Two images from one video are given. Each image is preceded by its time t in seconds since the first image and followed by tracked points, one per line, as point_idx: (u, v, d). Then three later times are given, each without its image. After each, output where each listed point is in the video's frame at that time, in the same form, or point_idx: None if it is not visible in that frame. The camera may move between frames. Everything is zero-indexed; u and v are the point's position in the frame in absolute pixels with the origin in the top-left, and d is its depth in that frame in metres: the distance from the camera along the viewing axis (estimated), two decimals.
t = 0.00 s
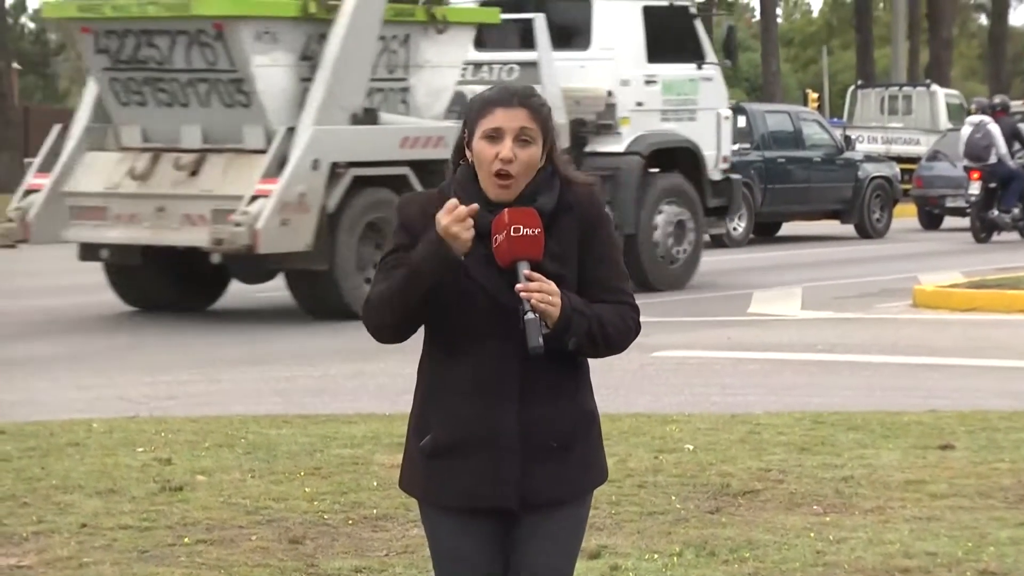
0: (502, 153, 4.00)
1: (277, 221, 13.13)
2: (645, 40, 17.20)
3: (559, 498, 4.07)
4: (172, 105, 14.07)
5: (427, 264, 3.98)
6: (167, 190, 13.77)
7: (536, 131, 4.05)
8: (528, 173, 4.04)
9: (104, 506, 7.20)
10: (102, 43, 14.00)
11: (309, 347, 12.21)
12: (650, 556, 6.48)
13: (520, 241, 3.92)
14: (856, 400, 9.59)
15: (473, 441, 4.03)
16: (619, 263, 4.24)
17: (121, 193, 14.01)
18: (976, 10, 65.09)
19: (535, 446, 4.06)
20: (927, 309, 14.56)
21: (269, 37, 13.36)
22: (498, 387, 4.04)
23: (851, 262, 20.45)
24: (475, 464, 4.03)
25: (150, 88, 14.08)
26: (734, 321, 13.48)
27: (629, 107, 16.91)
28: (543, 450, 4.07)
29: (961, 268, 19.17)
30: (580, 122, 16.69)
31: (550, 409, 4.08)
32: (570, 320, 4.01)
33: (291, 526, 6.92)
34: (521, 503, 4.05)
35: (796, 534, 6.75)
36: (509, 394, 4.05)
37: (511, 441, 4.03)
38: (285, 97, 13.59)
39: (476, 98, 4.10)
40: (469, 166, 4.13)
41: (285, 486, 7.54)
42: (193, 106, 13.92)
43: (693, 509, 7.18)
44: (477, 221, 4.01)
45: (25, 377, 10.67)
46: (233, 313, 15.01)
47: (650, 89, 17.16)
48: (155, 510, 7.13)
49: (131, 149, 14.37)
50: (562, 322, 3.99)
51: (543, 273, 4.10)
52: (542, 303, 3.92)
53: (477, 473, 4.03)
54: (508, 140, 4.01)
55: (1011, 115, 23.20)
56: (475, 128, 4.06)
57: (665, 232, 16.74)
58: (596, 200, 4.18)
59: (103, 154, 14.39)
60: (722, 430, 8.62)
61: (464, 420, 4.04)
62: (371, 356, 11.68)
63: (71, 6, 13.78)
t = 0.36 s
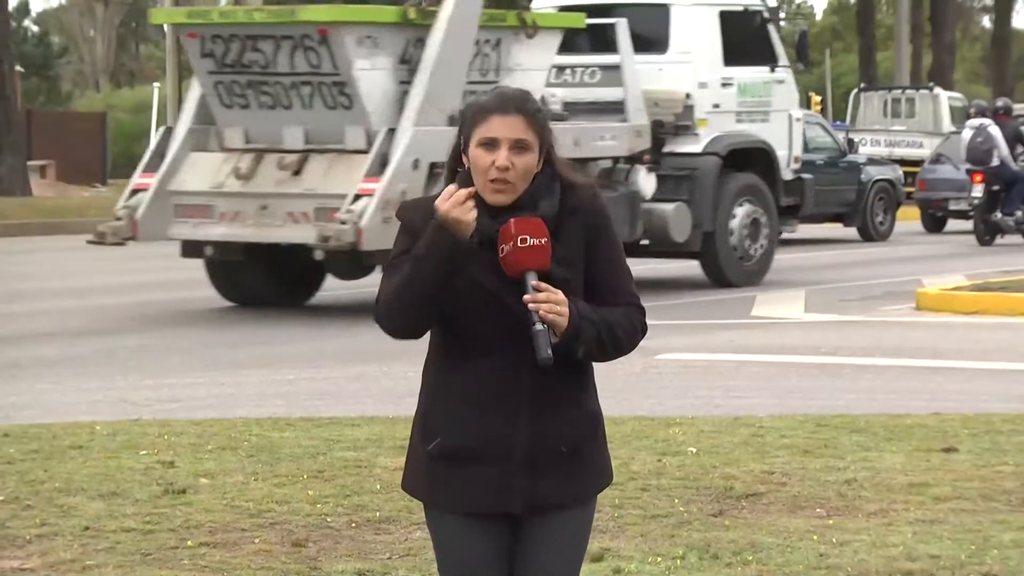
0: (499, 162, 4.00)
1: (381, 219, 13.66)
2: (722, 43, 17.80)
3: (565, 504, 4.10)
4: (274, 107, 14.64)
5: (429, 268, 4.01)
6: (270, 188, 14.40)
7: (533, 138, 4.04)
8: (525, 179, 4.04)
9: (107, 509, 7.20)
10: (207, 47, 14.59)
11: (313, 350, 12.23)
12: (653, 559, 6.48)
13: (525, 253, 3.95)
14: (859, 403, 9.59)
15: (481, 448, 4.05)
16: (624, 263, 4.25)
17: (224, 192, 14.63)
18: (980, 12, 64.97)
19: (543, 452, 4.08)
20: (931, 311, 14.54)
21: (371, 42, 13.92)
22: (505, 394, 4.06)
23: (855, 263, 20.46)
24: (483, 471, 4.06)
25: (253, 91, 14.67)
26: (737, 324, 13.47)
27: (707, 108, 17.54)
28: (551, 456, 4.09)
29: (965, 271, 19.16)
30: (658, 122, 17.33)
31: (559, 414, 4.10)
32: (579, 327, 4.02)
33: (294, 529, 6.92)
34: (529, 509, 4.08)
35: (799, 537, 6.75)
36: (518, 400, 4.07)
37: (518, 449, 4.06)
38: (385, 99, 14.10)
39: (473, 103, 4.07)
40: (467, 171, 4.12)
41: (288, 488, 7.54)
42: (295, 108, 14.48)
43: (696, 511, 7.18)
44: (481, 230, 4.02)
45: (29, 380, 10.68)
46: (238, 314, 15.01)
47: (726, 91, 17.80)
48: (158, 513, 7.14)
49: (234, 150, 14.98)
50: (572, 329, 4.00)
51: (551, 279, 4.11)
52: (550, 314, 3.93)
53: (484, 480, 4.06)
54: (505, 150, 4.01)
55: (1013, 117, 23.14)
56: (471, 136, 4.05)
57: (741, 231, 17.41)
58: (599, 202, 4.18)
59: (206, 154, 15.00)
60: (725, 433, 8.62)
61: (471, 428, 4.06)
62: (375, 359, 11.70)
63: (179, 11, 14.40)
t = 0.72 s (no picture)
0: (513, 163, 4.03)
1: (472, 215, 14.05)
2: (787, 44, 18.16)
3: (567, 504, 4.10)
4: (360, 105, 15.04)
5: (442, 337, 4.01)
6: (356, 185, 14.74)
7: (548, 142, 4.08)
8: (539, 182, 4.08)
9: (109, 508, 7.21)
10: (295, 48, 15.04)
11: (315, 350, 12.22)
12: (656, 559, 6.48)
13: (525, 254, 3.95)
14: (861, 403, 9.59)
15: (482, 449, 4.07)
16: (628, 268, 4.24)
17: (311, 188, 15.00)
18: (980, 11, 64.85)
19: (545, 452, 4.09)
20: (934, 311, 14.54)
21: (455, 42, 14.29)
22: (508, 395, 4.07)
23: (858, 263, 20.45)
24: (485, 472, 4.07)
25: (339, 90, 15.07)
26: (740, 324, 13.46)
27: (771, 107, 17.89)
28: (553, 457, 4.10)
29: (968, 270, 19.15)
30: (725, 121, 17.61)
31: (561, 415, 4.11)
32: (580, 328, 4.02)
33: (296, 529, 6.92)
34: (529, 509, 4.09)
35: (801, 537, 6.75)
36: (520, 401, 4.08)
37: (519, 449, 4.07)
38: (469, 99, 14.48)
39: (488, 104, 4.13)
40: (479, 172, 4.15)
41: (290, 488, 7.54)
42: (381, 106, 14.89)
43: (698, 511, 7.18)
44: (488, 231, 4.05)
45: (31, 380, 10.68)
46: (240, 314, 15.00)
47: (790, 90, 18.16)
48: (160, 513, 7.14)
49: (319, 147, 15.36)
50: (572, 331, 4.00)
51: (554, 282, 4.10)
52: (551, 314, 3.93)
53: (485, 480, 4.07)
54: (519, 151, 4.04)
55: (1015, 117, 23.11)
56: (486, 137, 4.09)
57: (805, 227, 17.82)
58: (607, 206, 4.19)
59: (291, 152, 15.40)
60: (727, 432, 8.62)
61: (472, 429, 4.08)
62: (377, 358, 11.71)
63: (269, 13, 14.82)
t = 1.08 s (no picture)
0: (516, 166, 4.03)
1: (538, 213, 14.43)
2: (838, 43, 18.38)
3: (565, 505, 4.11)
4: (427, 104, 15.31)
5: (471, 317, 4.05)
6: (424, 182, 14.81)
7: (553, 147, 4.07)
8: (542, 186, 4.07)
9: (110, 507, 7.21)
10: (365, 48, 15.36)
11: (315, 349, 12.22)
12: (656, 558, 6.48)
13: (524, 256, 3.96)
14: (862, 402, 9.58)
15: (481, 449, 4.07)
16: (629, 273, 4.25)
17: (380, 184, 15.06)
18: (979, 11, 64.79)
19: (544, 454, 4.09)
20: (934, 311, 14.54)
21: (523, 42, 14.64)
22: (507, 396, 4.07)
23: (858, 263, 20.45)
24: (484, 473, 4.07)
25: (407, 89, 15.36)
26: (740, 323, 13.46)
27: (823, 105, 18.17)
28: (552, 459, 4.10)
29: (969, 270, 19.14)
30: (778, 119, 17.95)
31: (559, 417, 4.11)
32: (574, 334, 4.01)
33: (296, 528, 6.92)
34: (528, 510, 4.10)
35: (801, 536, 6.75)
36: (518, 403, 4.08)
37: (518, 451, 4.07)
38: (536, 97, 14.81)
39: (496, 107, 4.12)
40: (484, 173, 4.15)
41: (290, 487, 7.54)
42: (449, 104, 15.20)
43: (698, 510, 7.18)
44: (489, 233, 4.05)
45: (31, 379, 10.68)
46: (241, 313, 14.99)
47: (841, 89, 18.39)
48: (160, 512, 7.14)
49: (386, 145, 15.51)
50: (567, 335, 4.00)
51: (553, 286, 4.11)
52: (544, 319, 3.94)
53: (484, 481, 4.07)
54: (523, 154, 4.04)
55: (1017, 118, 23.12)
56: (492, 139, 4.08)
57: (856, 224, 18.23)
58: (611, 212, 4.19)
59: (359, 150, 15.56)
60: (727, 432, 8.61)
61: (472, 429, 4.08)
62: (376, 358, 11.71)
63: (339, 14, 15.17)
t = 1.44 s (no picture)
0: (525, 165, 4.04)
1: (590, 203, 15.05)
2: (880, 42, 18.77)
3: (564, 508, 4.12)
4: (482, 102, 16.19)
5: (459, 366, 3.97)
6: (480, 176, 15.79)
7: (560, 146, 4.08)
8: (548, 186, 4.08)
9: (110, 506, 7.21)
10: (421, 48, 16.25)
11: (315, 348, 12.21)
12: (656, 557, 6.47)
13: (531, 258, 3.96)
14: (863, 401, 9.57)
15: (481, 450, 4.07)
16: (633, 276, 4.25)
17: (436, 181, 15.94)
18: (980, 9, 64.60)
19: (544, 456, 4.09)
20: (935, 310, 14.54)
21: (575, 41, 15.48)
22: (508, 398, 4.08)
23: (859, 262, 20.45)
24: (484, 473, 4.08)
25: (462, 88, 16.24)
26: (741, 322, 13.45)
27: (865, 103, 18.55)
28: (552, 461, 4.10)
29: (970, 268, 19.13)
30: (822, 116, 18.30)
31: (559, 420, 4.11)
32: (577, 336, 4.01)
33: (296, 527, 6.92)
34: (527, 513, 4.10)
35: (801, 535, 6.75)
36: (519, 406, 4.08)
37: (518, 452, 4.07)
38: (589, 95, 15.67)
39: (503, 105, 4.13)
40: (491, 173, 4.16)
41: (290, 487, 7.53)
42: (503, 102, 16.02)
43: (699, 509, 7.18)
44: (495, 233, 4.06)
45: (30, 378, 10.67)
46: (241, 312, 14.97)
47: (883, 87, 18.75)
48: (160, 511, 7.13)
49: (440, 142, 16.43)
50: (571, 338, 3.99)
51: (558, 288, 4.11)
52: (549, 322, 3.93)
53: (484, 482, 4.08)
54: (530, 153, 4.05)
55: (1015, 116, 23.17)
56: (499, 138, 4.09)
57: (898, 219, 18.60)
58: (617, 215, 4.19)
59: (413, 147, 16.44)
60: (728, 430, 8.61)
61: (472, 432, 4.08)
62: (376, 357, 11.71)
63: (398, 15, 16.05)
